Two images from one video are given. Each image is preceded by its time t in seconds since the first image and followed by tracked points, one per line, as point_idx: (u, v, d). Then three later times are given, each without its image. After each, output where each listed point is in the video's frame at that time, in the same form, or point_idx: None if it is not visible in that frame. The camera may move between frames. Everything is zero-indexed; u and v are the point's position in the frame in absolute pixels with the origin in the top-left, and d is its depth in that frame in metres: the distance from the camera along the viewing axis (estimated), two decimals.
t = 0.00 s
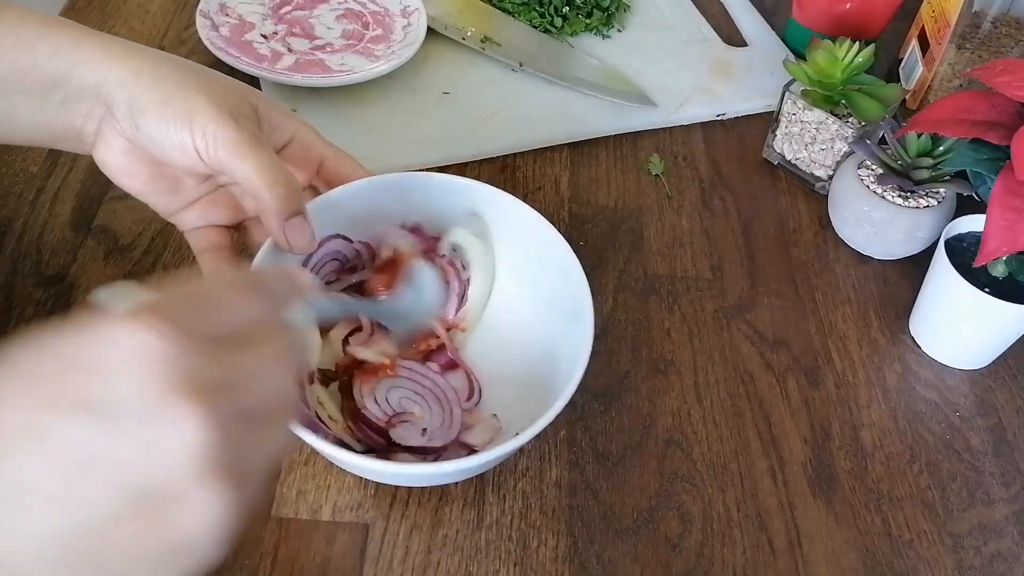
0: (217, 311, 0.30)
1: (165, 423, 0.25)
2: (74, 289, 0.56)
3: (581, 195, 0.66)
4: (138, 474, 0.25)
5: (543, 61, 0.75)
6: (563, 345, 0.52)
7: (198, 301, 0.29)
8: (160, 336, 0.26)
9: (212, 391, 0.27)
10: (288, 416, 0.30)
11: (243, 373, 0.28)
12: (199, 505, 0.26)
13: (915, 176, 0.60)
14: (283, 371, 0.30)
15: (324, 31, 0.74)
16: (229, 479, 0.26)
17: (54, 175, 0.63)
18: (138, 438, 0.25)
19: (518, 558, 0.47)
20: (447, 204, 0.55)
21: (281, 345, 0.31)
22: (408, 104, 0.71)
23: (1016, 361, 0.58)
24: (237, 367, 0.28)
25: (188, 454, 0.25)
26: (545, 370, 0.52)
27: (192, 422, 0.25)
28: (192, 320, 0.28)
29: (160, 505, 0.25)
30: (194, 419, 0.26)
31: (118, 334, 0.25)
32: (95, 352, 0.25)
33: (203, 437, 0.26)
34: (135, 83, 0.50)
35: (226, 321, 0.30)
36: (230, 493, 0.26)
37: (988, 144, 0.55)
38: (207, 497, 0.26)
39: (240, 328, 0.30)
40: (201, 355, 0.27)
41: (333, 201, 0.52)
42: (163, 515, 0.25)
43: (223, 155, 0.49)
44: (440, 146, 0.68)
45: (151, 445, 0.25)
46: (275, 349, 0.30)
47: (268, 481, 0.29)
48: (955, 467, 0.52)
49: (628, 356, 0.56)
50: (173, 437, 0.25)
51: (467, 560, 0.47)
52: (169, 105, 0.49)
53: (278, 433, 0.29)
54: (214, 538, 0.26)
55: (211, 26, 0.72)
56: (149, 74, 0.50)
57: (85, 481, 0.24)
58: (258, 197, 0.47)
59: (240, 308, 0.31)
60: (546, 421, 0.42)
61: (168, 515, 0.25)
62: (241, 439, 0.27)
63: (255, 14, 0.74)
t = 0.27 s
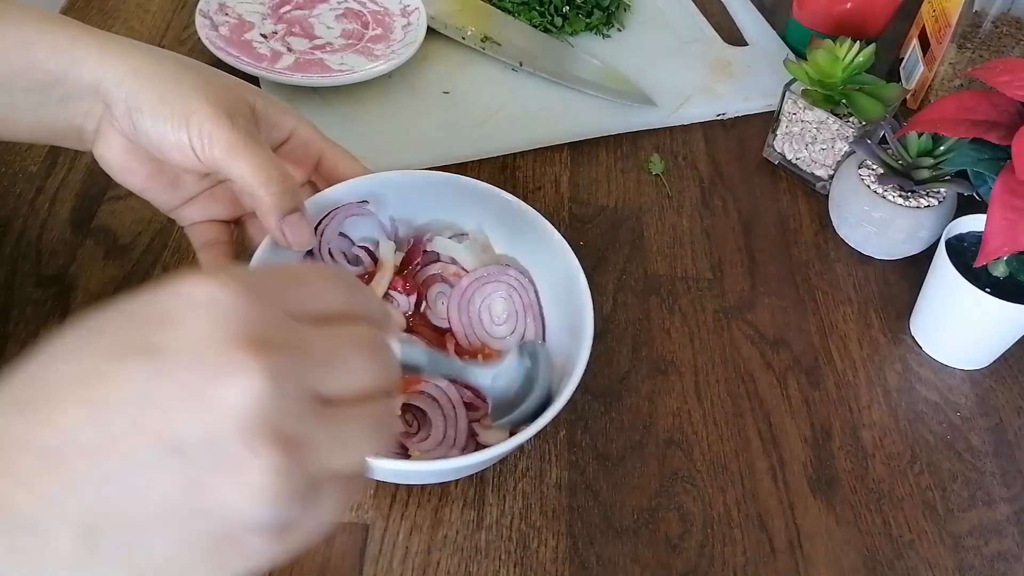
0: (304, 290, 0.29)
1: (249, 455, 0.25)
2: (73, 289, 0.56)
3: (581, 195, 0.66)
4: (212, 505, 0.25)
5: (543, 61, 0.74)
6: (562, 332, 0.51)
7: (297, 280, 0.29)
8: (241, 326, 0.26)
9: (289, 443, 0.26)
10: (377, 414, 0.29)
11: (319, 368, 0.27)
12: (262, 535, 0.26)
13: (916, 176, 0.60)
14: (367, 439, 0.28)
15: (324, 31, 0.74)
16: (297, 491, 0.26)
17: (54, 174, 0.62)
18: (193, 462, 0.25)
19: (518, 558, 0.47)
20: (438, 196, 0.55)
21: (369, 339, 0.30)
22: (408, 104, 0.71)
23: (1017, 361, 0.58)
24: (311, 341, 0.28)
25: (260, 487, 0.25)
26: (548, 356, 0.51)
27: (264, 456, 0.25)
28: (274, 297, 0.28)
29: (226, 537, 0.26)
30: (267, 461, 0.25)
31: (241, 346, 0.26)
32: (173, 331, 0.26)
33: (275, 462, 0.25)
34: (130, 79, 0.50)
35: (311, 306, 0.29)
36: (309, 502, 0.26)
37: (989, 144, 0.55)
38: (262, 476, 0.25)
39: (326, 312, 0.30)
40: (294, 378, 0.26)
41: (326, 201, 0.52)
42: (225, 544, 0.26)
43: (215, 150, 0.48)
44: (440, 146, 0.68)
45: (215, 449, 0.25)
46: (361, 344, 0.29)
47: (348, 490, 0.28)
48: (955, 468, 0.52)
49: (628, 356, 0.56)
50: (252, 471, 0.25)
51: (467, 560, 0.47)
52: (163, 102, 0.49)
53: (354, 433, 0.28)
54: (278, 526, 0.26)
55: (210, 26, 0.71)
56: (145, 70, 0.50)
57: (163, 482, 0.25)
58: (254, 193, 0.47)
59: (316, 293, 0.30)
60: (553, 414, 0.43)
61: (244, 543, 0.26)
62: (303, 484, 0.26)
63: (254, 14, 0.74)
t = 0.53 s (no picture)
0: (352, 429, 0.38)
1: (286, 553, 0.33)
2: (73, 289, 0.56)
3: (582, 195, 0.66)
4: None
5: (543, 61, 0.74)
6: (581, 344, 0.50)
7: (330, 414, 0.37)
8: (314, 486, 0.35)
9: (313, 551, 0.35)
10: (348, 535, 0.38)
11: (334, 547, 0.36)
12: None
13: (916, 176, 0.60)
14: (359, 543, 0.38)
15: (324, 31, 0.74)
16: None
17: (53, 174, 0.62)
18: None
19: (518, 558, 0.47)
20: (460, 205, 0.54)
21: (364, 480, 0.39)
22: (408, 104, 0.71)
23: (1017, 361, 0.58)
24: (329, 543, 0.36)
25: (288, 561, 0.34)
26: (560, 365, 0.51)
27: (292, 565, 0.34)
28: (328, 440, 0.36)
29: None
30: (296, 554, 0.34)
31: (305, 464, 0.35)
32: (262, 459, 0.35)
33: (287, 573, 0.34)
34: (122, 72, 0.50)
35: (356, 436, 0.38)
36: None
37: (989, 144, 0.55)
38: None
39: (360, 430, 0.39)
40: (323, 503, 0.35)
41: (342, 193, 0.52)
42: None
43: (207, 146, 0.48)
44: (440, 146, 0.68)
45: None
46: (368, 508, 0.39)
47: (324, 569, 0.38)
48: (955, 468, 0.52)
49: (628, 356, 0.56)
50: None
51: (467, 560, 0.46)
52: (158, 94, 0.49)
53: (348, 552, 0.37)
54: None
55: (210, 26, 0.71)
56: (139, 63, 0.50)
57: None
58: (244, 192, 0.45)
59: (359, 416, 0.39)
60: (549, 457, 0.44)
61: None
62: None
63: (254, 13, 0.74)
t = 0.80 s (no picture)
0: (335, 253, 0.32)
1: (280, 372, 0.30)
2: (71, 289, 0.56)
3: (582, 195, 0.65)
4: (229, 415, 0.30)
5: (543, 59, 0.74)
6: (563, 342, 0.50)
7: (319, 251, 0.32)
8: (282, 293, 0.30)
9: (318, 347, 0.31)
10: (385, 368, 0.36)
11: (349, 332, 0.33)
12: (301, 450, 0.32)
13: (918, 176, 0.59)
14: (393, 333, 0.35)
15: (323, 29, 0.73)
16: (305, 426, 0.31)
17: (52, 173, 0.62)
18: (215, 383, 0.29)
19: (518, 559, 0.46)
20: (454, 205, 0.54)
21: (392, 308, 0.35)
22: (408, 103, 0.71)
23: (1019, 361, 0.58)
24: (348, 323, 0.33)
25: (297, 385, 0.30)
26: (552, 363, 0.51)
27: (297, 374, 0.30)
28: (319, 276, 0.31)
29: (251, 448, 0.31)
30: (300, 371, 0.30)
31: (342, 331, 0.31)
32: (219, 294, 0.29)
33: (302, 385, 0.30)
34: (118, 77, 0.49)
35: (356, 287, 0.33)
36: (315, 444, 0.32)
37: (991, 143, 0.55)
38: (299, 447, 0.32)
39: (364, 291, 0.33)
40: (320, 312, 0.31)
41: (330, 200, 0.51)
42: (251, 458, 0.31)
43: (196, 150, 0.47)
44: (439, 145, 0.67)
45: (236, 390, 0.30)
46: (385, 314, 0.34)
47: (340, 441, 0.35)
48: (957, 468, 0.52)
49: (629, 356, 0.56)
50: (274, 394, 0.30)
51: (466, 562, 0.46)
52: (148, 100, 0.49)
53: (365, 395, 0.35)
54: (299, 484, 0.33)
55: (209, 24, 0.71)
56: (130, 68, 0.49)
57: (194, 420, 0.30)
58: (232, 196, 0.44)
59: (373, 271, 0.33)
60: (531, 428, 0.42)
61: (262, 463, 0.32)
62: (337, 392, 0.33)
63: (253, 12, 0.74)
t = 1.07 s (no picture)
0: (167, 296, 0.36)
1: (105, 378, 0.31)
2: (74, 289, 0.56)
3: (581, 196, 0.66)
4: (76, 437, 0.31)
5: (543, 61, 0.75)
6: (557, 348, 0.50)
7: (147, 287, 0.35)
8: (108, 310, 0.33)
9: (142, 354, 0.33)
10: (213, 404, 0.36)
11: (179, 347, 0.35)
12: (141, 460, 0.32)
13: (915, 176, 0.60)
14: (218, 356, 0.36)
15: (324, 31, 0.74)
16: (146, 436, 0.32)
17: (55, 175, 0.63)
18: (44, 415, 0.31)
19: (518, 557, 0.47)
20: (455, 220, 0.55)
21: (211, 335, 0.36)
22: (408, 105, 0.71)
23: (1016, 361, 0.58)
24: (171, 340, 0.35)
25: (136, 385, 0.32)
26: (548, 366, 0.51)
27: (120, 382, 0.31)
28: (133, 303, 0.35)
29: (91, 468, 0.31)
30: (123, 376, 0.32)
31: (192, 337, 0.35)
32: (42, 327, 0.32)
33: (132, 390, 0.32)
34: (129, 84, 0.51)
35: (175, 309, 0.36)
36: (155, 451, 0.32)
37: (988, 144, 0.55)
38: (139, 454, 0.32)
39: (188, 312, 0.36)
40: (142, 329, 0.34)
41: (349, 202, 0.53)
42: (91, 479, 0.31)
43: (209, 156, 0.49)
44: (439, 146, 0.68)
45: (88, 409, 0.31)
46: (209, 338, 0.36)
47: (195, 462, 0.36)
48: (954, 467, 0.52)
49: (628, 356, 0.56)
50: (122, 471, 0.32)
51: (467, 560, 0.47)
52: (159, 107, 0.50)
53: (206, 416, 0.35)
54: (151, 504, 0.33)
55: (211, 27, 0.72)
56: (140, 74, 0.51)
57: (34, 446, 0.30)
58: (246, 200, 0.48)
59: (186, 295, 0.36)
60: (524, 415, 0.43)
61: (103, 474, 0.31)
62: (173, 402, 0.34)
63: (255, 14, 0.74)
